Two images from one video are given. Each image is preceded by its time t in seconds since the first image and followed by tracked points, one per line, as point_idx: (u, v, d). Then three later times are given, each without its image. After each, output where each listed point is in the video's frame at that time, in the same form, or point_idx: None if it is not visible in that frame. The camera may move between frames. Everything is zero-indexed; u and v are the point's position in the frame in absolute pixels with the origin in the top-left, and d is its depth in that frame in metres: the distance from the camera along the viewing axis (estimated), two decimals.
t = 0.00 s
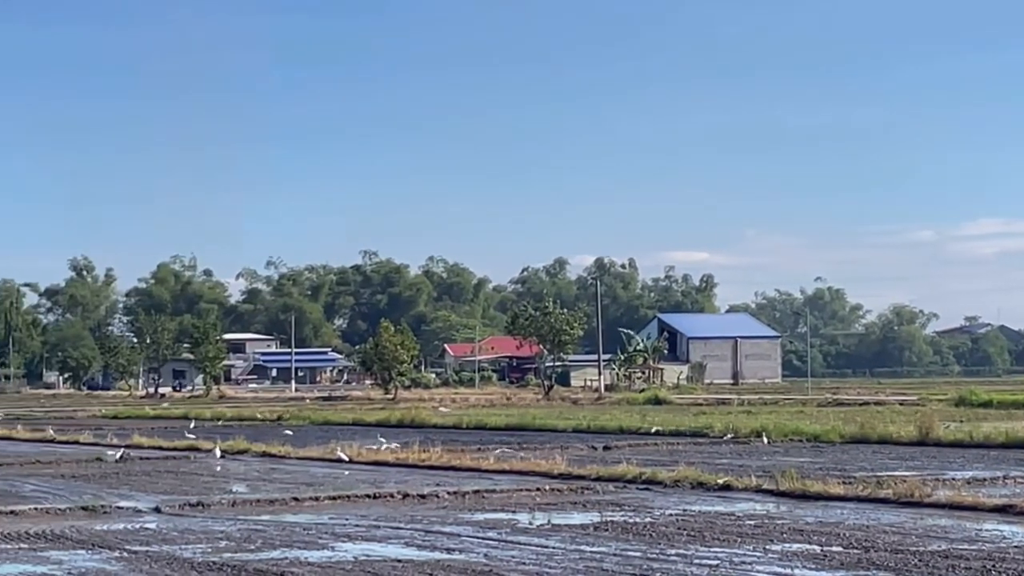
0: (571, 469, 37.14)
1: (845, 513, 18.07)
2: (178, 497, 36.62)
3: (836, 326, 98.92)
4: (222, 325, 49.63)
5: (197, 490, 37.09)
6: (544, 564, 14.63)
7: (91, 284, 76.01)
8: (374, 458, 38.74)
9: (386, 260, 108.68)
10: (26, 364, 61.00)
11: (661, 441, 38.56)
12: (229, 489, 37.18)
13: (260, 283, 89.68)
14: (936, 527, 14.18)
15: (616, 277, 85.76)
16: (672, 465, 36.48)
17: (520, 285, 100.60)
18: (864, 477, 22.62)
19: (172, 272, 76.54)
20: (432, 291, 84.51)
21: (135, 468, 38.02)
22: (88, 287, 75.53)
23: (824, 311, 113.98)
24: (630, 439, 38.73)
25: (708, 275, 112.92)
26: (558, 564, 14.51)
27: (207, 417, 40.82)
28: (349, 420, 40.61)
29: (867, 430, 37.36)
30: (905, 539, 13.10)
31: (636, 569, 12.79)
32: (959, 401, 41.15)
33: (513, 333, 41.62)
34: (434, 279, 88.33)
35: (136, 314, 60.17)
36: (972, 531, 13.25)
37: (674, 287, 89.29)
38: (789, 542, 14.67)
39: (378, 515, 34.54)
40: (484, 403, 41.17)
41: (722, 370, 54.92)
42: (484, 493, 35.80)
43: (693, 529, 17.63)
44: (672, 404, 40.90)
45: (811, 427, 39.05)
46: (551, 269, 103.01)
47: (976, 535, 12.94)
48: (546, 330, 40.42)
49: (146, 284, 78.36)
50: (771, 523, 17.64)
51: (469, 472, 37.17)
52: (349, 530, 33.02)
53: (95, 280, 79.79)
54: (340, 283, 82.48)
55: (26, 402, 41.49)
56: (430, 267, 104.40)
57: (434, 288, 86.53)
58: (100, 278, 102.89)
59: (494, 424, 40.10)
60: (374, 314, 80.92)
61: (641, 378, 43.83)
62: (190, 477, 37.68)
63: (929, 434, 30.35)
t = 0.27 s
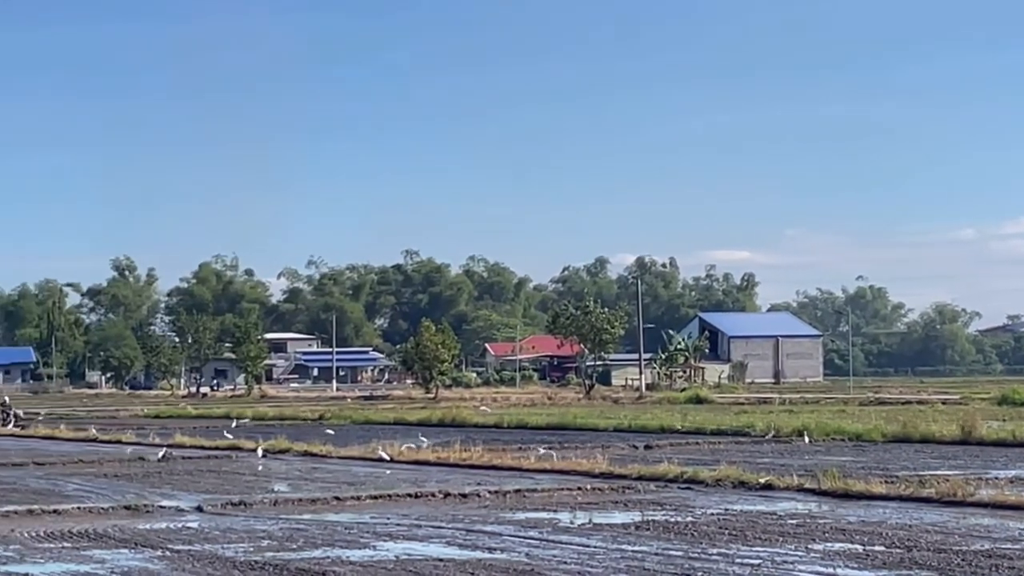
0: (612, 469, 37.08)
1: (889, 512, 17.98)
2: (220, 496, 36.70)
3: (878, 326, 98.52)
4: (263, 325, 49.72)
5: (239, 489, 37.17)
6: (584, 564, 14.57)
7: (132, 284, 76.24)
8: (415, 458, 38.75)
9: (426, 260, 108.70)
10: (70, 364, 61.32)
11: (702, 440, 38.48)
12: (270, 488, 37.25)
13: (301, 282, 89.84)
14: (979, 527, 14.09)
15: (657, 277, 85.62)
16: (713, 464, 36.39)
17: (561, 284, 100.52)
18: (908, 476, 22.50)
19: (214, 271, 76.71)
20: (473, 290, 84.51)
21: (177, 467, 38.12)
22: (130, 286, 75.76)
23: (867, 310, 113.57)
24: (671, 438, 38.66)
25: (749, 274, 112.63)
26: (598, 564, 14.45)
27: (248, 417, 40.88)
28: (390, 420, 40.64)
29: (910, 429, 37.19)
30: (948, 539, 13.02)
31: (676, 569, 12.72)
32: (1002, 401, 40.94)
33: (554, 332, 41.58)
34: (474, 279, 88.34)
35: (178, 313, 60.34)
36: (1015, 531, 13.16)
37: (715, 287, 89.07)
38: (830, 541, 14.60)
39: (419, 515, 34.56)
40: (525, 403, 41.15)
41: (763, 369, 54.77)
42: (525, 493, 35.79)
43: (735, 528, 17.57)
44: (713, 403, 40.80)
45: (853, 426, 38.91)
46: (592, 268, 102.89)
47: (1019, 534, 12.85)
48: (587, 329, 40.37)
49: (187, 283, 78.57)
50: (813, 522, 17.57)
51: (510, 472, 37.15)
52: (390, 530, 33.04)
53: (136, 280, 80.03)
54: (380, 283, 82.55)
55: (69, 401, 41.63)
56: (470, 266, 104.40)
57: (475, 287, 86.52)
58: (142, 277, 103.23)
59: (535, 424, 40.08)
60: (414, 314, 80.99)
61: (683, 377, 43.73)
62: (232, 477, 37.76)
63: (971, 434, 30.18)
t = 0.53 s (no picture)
0: (653, 467, 37.07)
1: (932, 511, 17.94)
2: (262, 495, 36.81)
3: (919, 324, 98.24)
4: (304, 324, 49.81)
5: (281, 488, 37.27)
6: (628, 562, 14.59)
7: (174, 284, 76.48)
8: (456, 456, 38.79)
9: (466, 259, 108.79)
10: (112, 363, 61.48)
11: (744, 438, 38.43)
12: (312, 487, 37.35)
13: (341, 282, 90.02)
14: None
15: (698, 276, 85.53)
16: (754, 462, 36.35)
17: (601, 283, 100.49)
18: (951, 475, 22.45)
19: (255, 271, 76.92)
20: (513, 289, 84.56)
21: (219, 466, 38.24)
22: (171, 286, 76.03)
23: (908, 308, 113.26)
24: (713, 437, 38.62)
25: (790, 273, 112.41)
26: (642, 562, 14.47)
27: (289, 416, 40.97)
28: (431, 418, 40.69)
29: (952, 427, 37.09)
30: (993, 537, 12.98)
31: (720, 568, 12.72)
32: None
33: (594, 330, 41.57)
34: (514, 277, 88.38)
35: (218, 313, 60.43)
36: None
37: (755, 285, 88.92)
38: (875, 540, 14.57)
39: (460, 513, 34.60)
40: (566, 401, 41.15)
41: (804, 367, 54.66)
42: (566, 491, 35.80)
43: (778, 527, 17.55)
44: (754, 401, 40.75)
45: (895, 424, 38.81)
46: (632, 267, 102.80)
47: None
48: (628, 327, 40.35)
49: (228, 283, 78.78)
50: (856, 520, 17.54)
51: (551, 470, 37.17)
52: (432, 528, 33.09)
53: (177, 279, 80.27)
54: (421, 282, 82.67)
55: (111, 400, 41.77)
56: (509, 264, 104.46)
57: (515, 286, 86.62)
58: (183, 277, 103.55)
59: (575, 422, 40.08)
60: (455, 313, 81.10)
61: (723, 376, 43.67)
62: (273, 476, 37.85)
63: (1013, 432, 30.08)
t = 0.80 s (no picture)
0: (694, 466, 37.04)
1: (976, 509, 17.90)
2: (303, 493, 36.90)
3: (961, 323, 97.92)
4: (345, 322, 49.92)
5: (322, 486, 37.36)
6: (669, 561, 14.60)
7: (215, 283, 76.74)
8: (497, 454, 38.83)
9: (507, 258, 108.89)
10: (154, 362, 61.70)
11: (785, 436, 38.37)
12: (353, 485, 37.42)
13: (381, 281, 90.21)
14: None
15: (738, 274, 85.43)
16: (796, 461, 36.29)
17: (642, 281, 100.47)
18: (995, 473, 22.38)
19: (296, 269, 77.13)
20: (554, 287, 84.60)
21: (260, 464, 38.35)
22: (213, 285, 76.31)
23: (950, 306, 112.91)
24: (754, 435, 38.57)
25: (831, 271, 112.16)
26: (683, 560, 14.47)
27: (331, 414, 41.05)
28: (472, 417, 40.73)
29: (994, 426, 36.97)
30: None
31: (762, 566, 12.72)
32: None
33: (635, 329, 41.54)
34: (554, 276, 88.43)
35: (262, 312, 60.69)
36: None
37: (796, 283, 88.75)
38: (917, 538, 14.54)
39: (501, 512, 34.63)
40: (607, 399, 41.15)
41: (845, 366, 54.55)
42: (607, 489, 35.80)
43: (820, 525, 17.52)
44: (795, 400, 40.67)
45: (937, 423, 38.70)
46: (673, 265, 102.75)
47: None
48: (668, 326, 40.30)
49: (269, 281, 79.02)
50: (898, 519, 17.51)
51: (592, 469, 37.17)
52: (473, 527, 33.13)
53: (219, 278, 80.51)
54: (462, 281, 82.78)
55: (153, 399, 41.91)
56: (549, 263, 104.50)
57: (555, 284, 86.69)
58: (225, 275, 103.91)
59: (616, 420, 40.07)
60: (496, 311, 81.20)
61: (764, 374, 43.61)
62: (315, 474, 37.95)
63: None
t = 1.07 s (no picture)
0: (734, 464, 37.00)
1: (1015, 507, 17.84)
2: (343, 491, 36.98)
3: (1002, 321, 97.60)
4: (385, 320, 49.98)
5: (362, 484, 37.43)
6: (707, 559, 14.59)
7: (255, 282, 76.97)
8: (537, 452, 38.84)
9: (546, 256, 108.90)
10: (195, 361, 61.84)
11: (825, 434, 38.29)
12: (393, 483, 37.48)
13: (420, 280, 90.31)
14: None
15: (779, 271, 85.33)
16: (836, 459, 36.22)
17: (681, 279, 100.41)
18: None
19: (336, 267, 77.29)
20: (594, 285, 84.61)
21: (301, 462, 38.43)
22: (252, 283, 76.51)
23: (991, 304, 112.52)
24: (794, 433, 38.50)
25: (871, 268, 111.89)
26: (721, 559, 14.46)
27: (370, 412, 41.11)
28: (511, 414, 40.75)
29: None
30: None
31: (799, 564, 12.70)
32: None
33: (674, 326, 41.49)
34: (594, 273, 88.46)
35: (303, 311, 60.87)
36: None
37: (836, 281, 88.57)
38: (955, 536, 14.51)
39: (541, 510, 34.64)
40: (646, 397, 41.13)
41: (885, 363, 54.43)
42: (647, 487, 35.79)
43: (858, 523, 17.50)
44: (835, 397, 40.59)
45: (977, 420, 38.59)
46: (713, 263, 102.63)
47: None
48: (708, 323, 40.23)
49: (310, 279, 79.24)
50: (936, 517, 17.47)
51: (632, 467, 37.16)
52: (512, 524, 33.16)
53: (259, 276, 80.72)
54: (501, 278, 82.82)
55: (194, 396, 42.03)
56: (586, 260, 104.50)
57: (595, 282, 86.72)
58: (264, 274, 104.14)
59: (656, 418, 40.05)
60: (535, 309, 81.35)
61: (804, 371, 43.54)
62: (354, 472, 38.02)
63: None
